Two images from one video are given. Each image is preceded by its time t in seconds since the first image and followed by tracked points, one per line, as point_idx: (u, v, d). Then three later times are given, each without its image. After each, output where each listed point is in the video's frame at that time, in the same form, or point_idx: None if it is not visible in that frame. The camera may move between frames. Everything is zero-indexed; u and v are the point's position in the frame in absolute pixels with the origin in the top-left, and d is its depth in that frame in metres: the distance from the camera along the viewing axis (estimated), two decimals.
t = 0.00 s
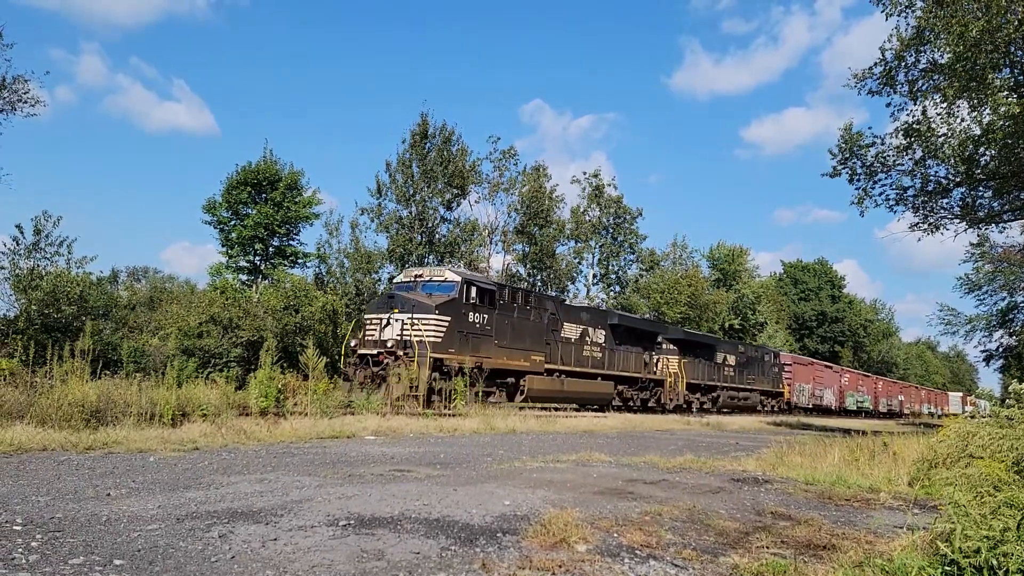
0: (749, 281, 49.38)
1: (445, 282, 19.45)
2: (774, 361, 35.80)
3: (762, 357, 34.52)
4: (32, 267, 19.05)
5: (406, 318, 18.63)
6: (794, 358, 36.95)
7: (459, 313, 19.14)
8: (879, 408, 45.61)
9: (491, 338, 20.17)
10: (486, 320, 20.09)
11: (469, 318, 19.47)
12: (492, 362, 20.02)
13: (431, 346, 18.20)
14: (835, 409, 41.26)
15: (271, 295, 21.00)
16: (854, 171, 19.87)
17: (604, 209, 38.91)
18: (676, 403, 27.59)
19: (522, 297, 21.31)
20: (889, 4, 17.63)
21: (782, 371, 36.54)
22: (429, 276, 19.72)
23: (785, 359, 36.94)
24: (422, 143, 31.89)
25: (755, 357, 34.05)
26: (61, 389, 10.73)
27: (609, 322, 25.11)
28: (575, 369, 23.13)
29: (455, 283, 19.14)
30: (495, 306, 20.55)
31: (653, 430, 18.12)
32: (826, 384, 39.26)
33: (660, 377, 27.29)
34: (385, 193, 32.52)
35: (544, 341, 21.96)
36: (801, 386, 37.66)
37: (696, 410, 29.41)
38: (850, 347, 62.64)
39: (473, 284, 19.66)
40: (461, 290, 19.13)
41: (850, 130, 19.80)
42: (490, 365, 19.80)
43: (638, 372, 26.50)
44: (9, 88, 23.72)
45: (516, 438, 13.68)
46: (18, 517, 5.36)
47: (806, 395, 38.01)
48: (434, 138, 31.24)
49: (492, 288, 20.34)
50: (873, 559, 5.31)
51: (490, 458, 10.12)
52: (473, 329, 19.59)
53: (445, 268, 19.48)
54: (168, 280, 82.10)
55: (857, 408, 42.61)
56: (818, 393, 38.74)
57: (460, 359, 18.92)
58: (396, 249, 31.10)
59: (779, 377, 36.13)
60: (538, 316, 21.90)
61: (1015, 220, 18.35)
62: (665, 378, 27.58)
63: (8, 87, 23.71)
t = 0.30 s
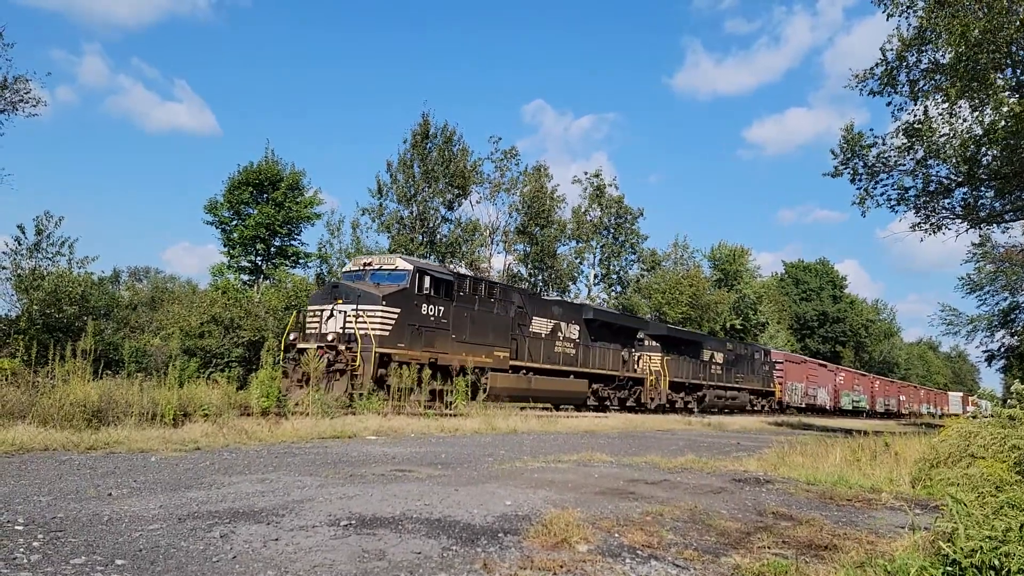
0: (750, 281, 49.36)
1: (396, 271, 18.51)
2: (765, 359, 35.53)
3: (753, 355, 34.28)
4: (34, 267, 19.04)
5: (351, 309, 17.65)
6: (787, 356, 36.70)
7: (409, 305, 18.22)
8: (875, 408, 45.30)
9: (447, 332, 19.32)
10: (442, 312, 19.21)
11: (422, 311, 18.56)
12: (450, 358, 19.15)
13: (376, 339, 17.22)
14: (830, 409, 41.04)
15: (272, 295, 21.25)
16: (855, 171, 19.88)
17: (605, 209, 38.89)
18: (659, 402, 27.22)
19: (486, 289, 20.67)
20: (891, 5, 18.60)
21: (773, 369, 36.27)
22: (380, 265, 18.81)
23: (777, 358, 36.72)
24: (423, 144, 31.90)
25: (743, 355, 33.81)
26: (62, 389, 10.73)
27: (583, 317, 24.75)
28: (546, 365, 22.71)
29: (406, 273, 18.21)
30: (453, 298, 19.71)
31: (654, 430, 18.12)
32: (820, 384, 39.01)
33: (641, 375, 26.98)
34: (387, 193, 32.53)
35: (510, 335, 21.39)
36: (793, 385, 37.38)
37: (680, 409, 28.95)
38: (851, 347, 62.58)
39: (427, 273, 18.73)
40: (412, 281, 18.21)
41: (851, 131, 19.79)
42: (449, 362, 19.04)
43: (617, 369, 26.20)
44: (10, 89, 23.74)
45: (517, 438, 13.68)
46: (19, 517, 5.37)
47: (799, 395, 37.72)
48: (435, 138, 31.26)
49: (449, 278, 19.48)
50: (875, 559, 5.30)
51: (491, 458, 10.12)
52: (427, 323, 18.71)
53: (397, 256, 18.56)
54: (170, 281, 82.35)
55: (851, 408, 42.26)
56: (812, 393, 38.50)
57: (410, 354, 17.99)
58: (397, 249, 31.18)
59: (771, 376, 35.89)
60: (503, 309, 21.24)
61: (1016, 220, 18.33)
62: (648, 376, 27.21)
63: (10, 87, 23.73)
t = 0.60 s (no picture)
0: (752, 282, 49.39)
1: (336, 259, 17.30)
2: (752, 358, 35.19)
3: (740, 354, 33.91)
4: (36, 267, 19.07)
5: (284, 300, 16.48)
6: (778, 355, 36.34)
7: (351, 296, 17.05)
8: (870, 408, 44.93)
9: (395, 326, 18.12)
10: (389, 304, 18.01)
11: (364, 301, 17.35)
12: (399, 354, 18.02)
13: (313, 332, 16.09)
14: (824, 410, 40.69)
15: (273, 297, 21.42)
16: (857, 172, 19.88)
17: (606, 210, 38.88)
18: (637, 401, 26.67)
19: (443, 280, 19.64)
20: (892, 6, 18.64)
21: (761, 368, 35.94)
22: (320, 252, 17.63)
23: (768, 357, 36.38)
24: (423, 144, 31.88)
25: (729, 353, 33.50)
26: (64, 389, 10.73)
27: (553, 311, 23.89)
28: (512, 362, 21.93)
29: (346, 261, 17.07)
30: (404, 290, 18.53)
31: (655, 431, 18.17)
32: (813, 383, 38.64)
33: (616, 374, 26.49)
34: (388, 194, 32.57)
35: (469, 330, 20.43)
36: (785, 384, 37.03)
37: (660, 409, 28.33)
38: (853, 347, 62.58)
39: (371, 261, 17.57)
40: (353, 269, 17.03)
41: (853, 131, 19.80)
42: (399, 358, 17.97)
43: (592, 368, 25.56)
44: (11, 90, 23.78)
45: (517, 439, 13.69)
46: (20, 516, 5.38)
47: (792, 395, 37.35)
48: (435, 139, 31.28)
49: (397, 268, 18.28)
50: (876, 560, 5.32)
51: (492, 458, 10.18)
52: (372, 315, 17.54)
53: (336, 243, 17.37)
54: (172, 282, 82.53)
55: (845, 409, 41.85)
56: (804, 393, 38.10)
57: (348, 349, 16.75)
58: (398, 250, 31.25)
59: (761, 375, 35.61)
60: (461, 303, 20.18)
61: (1018, 221, 18.30)
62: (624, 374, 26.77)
63: (12, 87, 23.77)
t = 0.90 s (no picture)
0: (752, 282, 49.44)
1: (263, 244, 15.60)
2: (740, 355, 34.22)
3: (727, 352, 32.95)
4: (37, 268, 19.10)
5: (201, 288, 14.75)
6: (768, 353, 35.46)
7: (280, 284, 15.36)
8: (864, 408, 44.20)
9: (334, 318, 16.47)
10: (326, 293, 16.33)
11: (296, 291, 15.67)
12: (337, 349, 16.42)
13: (233, 325, 14.41)
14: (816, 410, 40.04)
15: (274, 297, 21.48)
16: (857, 172, 19.88)
17: (607, 210, 38.88)
18: (613, 400, 25.23)
19: (392, 269, 18.17)
20: (892, 6, 18.69)
21: (749, 364, 35.04)
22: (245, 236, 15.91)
23: (758, 354, 35.49)
24: (424, 144, 31.90)
25: (715, 350, 32.50)
26: (65, 390, 10.73)
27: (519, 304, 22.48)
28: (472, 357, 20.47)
29: (274, 245, 15.42)
30: (344, 277, 16.85)
31: (655, 431, 18.17)
32: (804, 382, 37.88)
33: (589, 372, 25.19)
34: (388, 195, 32.61)
35: (422, 323, 18.96)
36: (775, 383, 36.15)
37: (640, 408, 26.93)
38: (853, 348, 62.60)
39: (303, 246, 15.88)
40: (281, 255, 15.38)
41: (853, 131, 19.80)
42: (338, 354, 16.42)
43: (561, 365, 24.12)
44: (12, 91, 23.82)
45: (518, 439, 13.70)
46: (22, 517, 5.39)
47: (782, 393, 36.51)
48: (436, 139, 31.28)
49: (335, 254, 16.59)
50: (878, 560, 5.31)
51: (493, 459, 10.19)
52: (305, 305, 15.88)
53: (263, 226, 15.65)
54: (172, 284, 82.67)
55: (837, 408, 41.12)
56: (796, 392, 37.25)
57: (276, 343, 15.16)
58: (399, 250, 31.30)
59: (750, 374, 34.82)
60: (414, 294, 18.69)
61: (1019, 221, 18.28)
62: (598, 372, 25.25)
63: (13, 88, 23.83)
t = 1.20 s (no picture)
0: (752, 282, 49.45)
1: (172, 223, 14.22)
2: (726, 353, 33.34)
3: (711, 350, 32.11)
4: (37, 267, 19.14)
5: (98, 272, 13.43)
6: (757, 350, 34.56)
7: (190, 269, 14.02)
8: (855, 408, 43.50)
9: (257, 307, 15.11)
10: (247, 280, 14.97)
11: (210, 276, 14.31)
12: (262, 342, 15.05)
13: (132, 312, 13.07)
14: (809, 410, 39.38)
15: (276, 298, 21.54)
16: (858, 172, 19.88)
17: (608, 210, 38.89)
18: (585, 399, 24.16)
19: (330, 255, 16.89)
20: (893, 6, 18.69)
21: (737, 362, 34.19)
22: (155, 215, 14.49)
23: (746, 352, 34.60)
24: (424, 144, 31.91)
25: (699, 347, 31.59)
26: (66, 390, 10.71)
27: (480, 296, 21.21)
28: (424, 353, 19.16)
29: (184, 225, 14.06)
30: (270, 263, 15.51)
31: (656, 431, 18.18)
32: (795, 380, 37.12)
33: (560, 368, 24.11)
34: (389, 195, 32.63)
35: (365, 314, 17.62)
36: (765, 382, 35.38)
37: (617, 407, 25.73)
38: (854, 348, 62.57)
39: (219, 227, 14.52)
40: (192, 236, 14.03)
41: (853, 131, 19.80)
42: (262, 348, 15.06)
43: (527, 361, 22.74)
44: (13, 91, 23.84)
45: (519, 439, 13.73)
46: (22, 517, 5.39)
47: (771, 392, 35.69)
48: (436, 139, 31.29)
49: (258, 236, 15.25)
50: (878, 561, 5.31)
51: (494, 459, 10.19)
52: (222, 293, 14.52)
53: (171, 205, 14.28)
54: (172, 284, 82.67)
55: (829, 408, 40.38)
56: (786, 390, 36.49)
57: (185, 334, 13.80)
58: (399, 250, 31.34)
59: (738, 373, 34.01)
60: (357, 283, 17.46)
61: (1020, 221, 18.27)
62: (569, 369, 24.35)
63: (14, 88, 23.85)
